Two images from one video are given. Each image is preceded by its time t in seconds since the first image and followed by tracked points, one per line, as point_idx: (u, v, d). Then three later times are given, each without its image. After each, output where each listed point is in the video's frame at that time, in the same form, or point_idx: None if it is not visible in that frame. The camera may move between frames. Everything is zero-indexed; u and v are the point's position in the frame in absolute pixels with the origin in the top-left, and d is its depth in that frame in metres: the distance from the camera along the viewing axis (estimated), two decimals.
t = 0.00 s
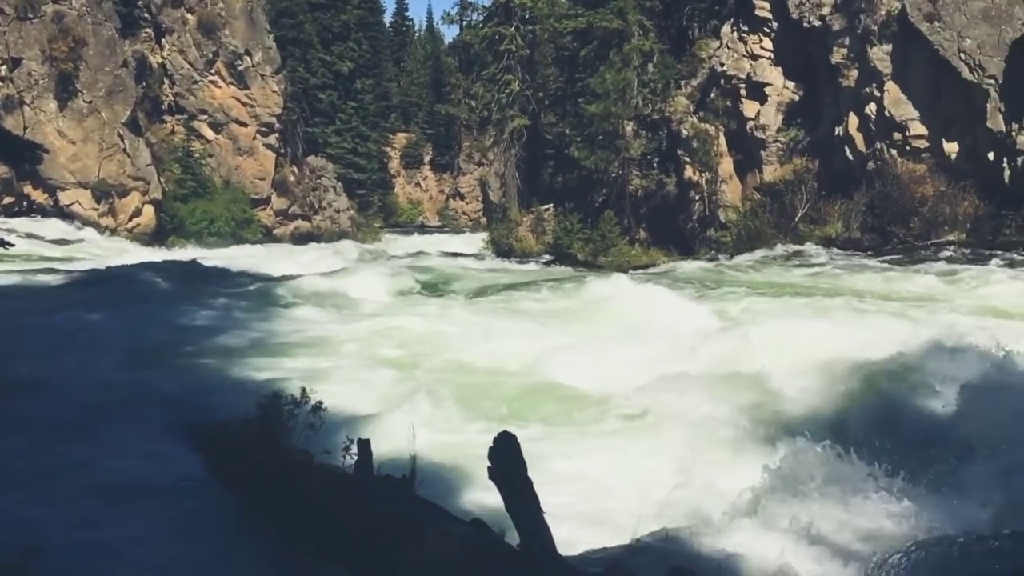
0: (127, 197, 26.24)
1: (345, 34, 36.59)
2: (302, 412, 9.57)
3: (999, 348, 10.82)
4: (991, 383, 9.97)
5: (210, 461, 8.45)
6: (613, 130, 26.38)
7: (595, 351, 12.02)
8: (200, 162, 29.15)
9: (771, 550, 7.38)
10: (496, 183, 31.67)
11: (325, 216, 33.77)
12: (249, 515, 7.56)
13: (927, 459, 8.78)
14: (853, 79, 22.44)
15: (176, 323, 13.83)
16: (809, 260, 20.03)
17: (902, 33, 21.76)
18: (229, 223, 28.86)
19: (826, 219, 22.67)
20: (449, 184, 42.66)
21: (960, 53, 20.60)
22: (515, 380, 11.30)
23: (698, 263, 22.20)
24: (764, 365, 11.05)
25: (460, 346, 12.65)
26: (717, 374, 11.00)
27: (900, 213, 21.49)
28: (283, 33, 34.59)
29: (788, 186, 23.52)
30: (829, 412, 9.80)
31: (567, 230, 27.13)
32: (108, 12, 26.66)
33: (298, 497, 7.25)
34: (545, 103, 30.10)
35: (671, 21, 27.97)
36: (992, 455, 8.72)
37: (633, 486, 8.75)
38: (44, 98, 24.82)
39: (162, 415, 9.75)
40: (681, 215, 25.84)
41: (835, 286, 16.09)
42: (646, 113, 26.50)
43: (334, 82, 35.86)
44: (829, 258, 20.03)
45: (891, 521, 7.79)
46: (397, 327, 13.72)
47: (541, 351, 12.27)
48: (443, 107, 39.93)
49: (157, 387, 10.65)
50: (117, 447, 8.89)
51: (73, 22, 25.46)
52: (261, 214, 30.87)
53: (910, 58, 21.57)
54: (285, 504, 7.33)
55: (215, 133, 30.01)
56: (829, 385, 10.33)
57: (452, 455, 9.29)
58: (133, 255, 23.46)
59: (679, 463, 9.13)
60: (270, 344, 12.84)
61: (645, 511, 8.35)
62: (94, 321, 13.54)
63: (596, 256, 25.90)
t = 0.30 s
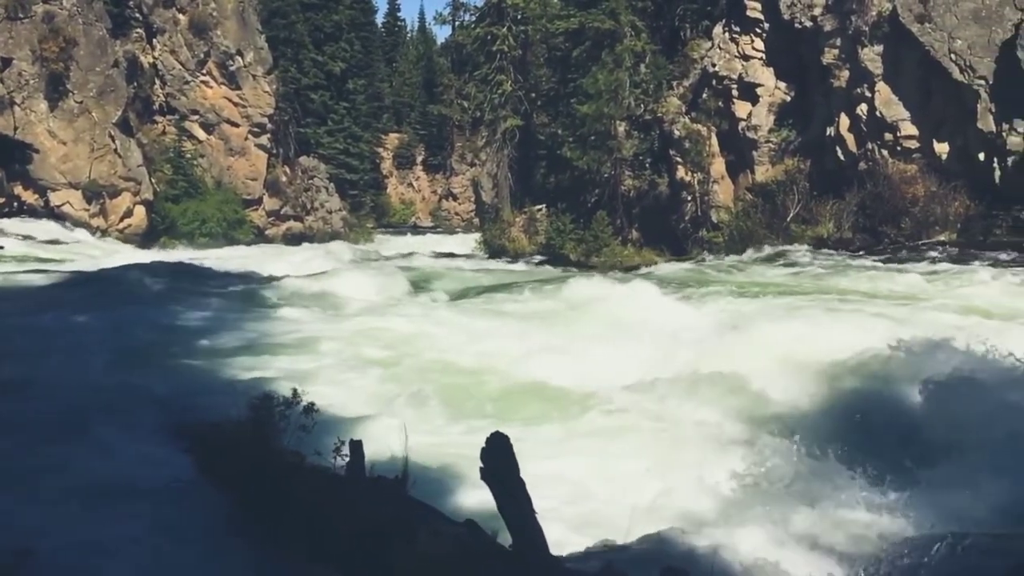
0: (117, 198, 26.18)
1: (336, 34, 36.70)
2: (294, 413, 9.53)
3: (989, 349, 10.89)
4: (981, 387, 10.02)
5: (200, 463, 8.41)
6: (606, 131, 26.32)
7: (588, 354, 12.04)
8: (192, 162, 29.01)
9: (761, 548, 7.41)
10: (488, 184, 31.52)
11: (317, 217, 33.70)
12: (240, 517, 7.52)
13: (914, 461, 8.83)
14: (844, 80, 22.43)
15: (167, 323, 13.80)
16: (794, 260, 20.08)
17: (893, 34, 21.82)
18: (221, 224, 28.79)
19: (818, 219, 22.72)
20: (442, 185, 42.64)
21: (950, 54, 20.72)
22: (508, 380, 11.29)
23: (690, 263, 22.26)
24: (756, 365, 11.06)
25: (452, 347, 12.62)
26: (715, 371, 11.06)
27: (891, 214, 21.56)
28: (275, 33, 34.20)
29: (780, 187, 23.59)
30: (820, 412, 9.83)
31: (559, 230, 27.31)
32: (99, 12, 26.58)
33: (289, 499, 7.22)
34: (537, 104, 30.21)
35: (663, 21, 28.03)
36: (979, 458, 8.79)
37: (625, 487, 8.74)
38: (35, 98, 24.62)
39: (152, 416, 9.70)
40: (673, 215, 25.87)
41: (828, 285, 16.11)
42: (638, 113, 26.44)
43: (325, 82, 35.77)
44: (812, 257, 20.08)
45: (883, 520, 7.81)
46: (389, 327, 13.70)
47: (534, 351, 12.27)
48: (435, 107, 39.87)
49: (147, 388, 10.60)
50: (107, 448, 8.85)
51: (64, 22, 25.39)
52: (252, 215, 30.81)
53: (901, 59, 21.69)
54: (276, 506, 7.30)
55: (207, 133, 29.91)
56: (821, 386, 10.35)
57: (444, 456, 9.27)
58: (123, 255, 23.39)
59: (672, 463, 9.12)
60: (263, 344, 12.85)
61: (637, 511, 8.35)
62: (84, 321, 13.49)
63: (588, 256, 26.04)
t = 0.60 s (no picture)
0: (109, 198, 26.08)
1: (329, 35, 36.26)
2: (287, 414, 9.52)
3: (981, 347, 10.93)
4: (976, 371, 9.89)
5: (192, 465, 8.38)
6: (598, 131, 26.51)
7: (583, 356, 12.07)
8: (184, 162, 29.00)
9: (757, 547, 7.45)
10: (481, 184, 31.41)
11: (309, 218, 33.64)
12: (233, 520, 7.50)
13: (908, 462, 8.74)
14: (837, 81, 22.54)
15: (159, 324, 13.79)
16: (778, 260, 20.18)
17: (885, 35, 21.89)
18: (214, 225, 28.74)
19: (810, 220, 22.81)
20: (435, 185, 42.64)
21: (942, 55, 20.85)
22: (501, 379, 11.32)
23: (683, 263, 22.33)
24: (750, 365, 11.08)
25: (445, 347, 12.62)
26: (708, 371, 11.09)
27: (882, 214, 21.64)
28: (268, 33, 34.53)
29: (773, 187, 23.63)
30: (813, 407, 9.86)
31: (553, 230, 27.58)
32: (90, 13, 26.50)
33: (281, 499, 7.21)
34: (531, 104, 30.03)
35: (656, 21, 28.16)
36: (973, 449, 8.68)
37: (619, 488, 8.77)
38: (26, 99, 24.62)
39: (144, 418, 9.68)
40: (666, 215, 25.90)
41: (820, 284, 16.15)
42: (632, 114, 26.40)
43: (319, 82, 35.43)
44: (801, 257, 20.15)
45: (876, 517, 7.85)
46: (381, 327, 13.69)
47: (527, 351, 12.28)
48: (428, 107, 39.83)
49: (139, 389, 10.58)
50: (99, 450, 8.82)
51: (55, 22, 25.29)
52: (245, 215, 30.79)
53: (892, 59, 21.66)
54: (269, 506, 7.28)
55: (199, 133, 29.88)
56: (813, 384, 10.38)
57: (437, 456, 9.28)
58: (116, 256, 23.34)
59: (665, 463, 9.14)
60: (255, 344, 12.85)
61: (631, 512, 8.38)
62: (76, 321, 13.48)
63: (581, 256, 26.27)
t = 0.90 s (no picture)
0: (102, 199, 25.90)
1: (323, 35, 36.49)
2: (280, 415, 9.48)
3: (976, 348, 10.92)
4: (973, 376, 9.82)
5: (187, 466, 8.33)
6: (592, 132, 26.52)
7: (578, 356, 12.08)
8: (178, 163, 28.94)
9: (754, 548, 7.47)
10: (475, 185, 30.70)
11: (303, 218, 33.53)
12: (227, 521, 7.46)
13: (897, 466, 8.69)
14: (830, 81, 22.55)
15: (153, 325, 13.71)
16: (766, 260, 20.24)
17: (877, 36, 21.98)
18: (207, 225, 28.67)
19: (804, 220, 22.84)
20: (429, 186, 42.73)
21: (934, 55, 20.93)
22: (495, 379, 11.30)
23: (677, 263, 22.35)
24: (746, 364, 11.07)
25: (439, 347, 12.57)
26: (702, 371, 11.06)
27: (876, 214, 21.67)
28: (261, 33, 34.46)
29: (766, 188, 23.66)
30: (811, 405, 9.83)
31: (546, 231, 27.46)
32: (83, 13, 26.36)
33: (275, 501, 7.19)
34: (525, 104, 30.06)
35: (650, 22, 28.16)
36: (965, 459, 8.63)
37: (614, 491, 8.75)
38: (18, 99, 24.72)
39: (138, 419, 9.61)
40: (660, 215, 25.92)
41: (816, 283, 16.11)
42: (626, 115, 26.35)
43: (312, 82, 35.42)
44: (795, 257, 20.16)
45: (872, 516, 7.84)
46: (375, 328, 13.65)
47: (522, 351, 12.24)
48: (422, 107, 39.75)
49: (133, 390, 10.53)
50: (93, 452, 8.77)
51: (48, 22, 25.20)
52: (238, 216, 30.67)
53: (886, 60, 21.80)
54: (263, 507, 7.25)
55: (192, 133, 29.86)
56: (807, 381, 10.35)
57: (432, 457, 9.26)
58: (109, 256, 23.26)
59: (660, 464, 9.12)
60: (248, 344, 12.83)
61: (625, 515, 8.36)
62: (69, 322, 13.43)
63: (576, 256, 26.21)
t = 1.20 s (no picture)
0: (98, 200, 25.81)
1: (319, 36, 35.94)
2: (276, 415, 9.46)
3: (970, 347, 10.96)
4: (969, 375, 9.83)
5: (182, 468, 8.30)
6: (589, 133, 26.47)
7: (574, 356, 12.10)
8: (173, 164, 28.91)
9: (757, 549, 7.47)
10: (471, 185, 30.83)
11: (299, 219, 33.43)
12: (224, 522, 7.46)
13: (901, 468, 8.67)
14: (826, 82, 22.58)
15: (149, 327, 13.68)
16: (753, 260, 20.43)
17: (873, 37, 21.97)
18: (203, 226, 28.64)
19: (800, 221, 22.93)
20: (425, 187, 42.65)
21: (930, 56, 20.95)
22: (491, 381, 11.31)
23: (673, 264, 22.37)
24: (742, 364, 11.09)
25: (436, 348, 12.56)
26: (698, 372, 11.07)
27: (871, 215, 21.72)
28: (257, 35, 34.55)
29: (762, 189, 23.69)
30: (809, 403, 9.82)
31: (543, 232, 27.59)
32: (78, 14, 26.35)
33: (272, 502, 7.18)
34: (521, 105, 29.93)
35: (646, 23, 28.18)
36: (960, 462, 8.67)
37: (610, 492, 8.75)
38: (13, 100, 24.64)
39: (134, 420, 9.58)
40: (657, 216, 25.93)
41: (811, 282, 16.14)
42: (622, 115, 26.37)
43: (308, 83, 35.30)
44: (790, 258, 20.20)
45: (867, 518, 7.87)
46: (371, 329, 13.64)
47: (518, 352, 12.26)
48: (418, 108, 39.70)
49: (128, 391, 10.52)
50: (88, 455, 8.74)
51: (43, 23, 25.09)
52: (234, 218, 30.65)
53: (881, 62, 21.81)
54: (260, 508, 7.24)
55: (188, 135, 29.82)
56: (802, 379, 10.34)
57: (428, 458, 9.27)
58: (105, 258, 23.21)
59: (656, 464, 9.12)
60: (244, 346, 12.82)
61: (622, 516, 8.37)
62: (65, 324, 13.40)
63: (572, 257, 26.24)
